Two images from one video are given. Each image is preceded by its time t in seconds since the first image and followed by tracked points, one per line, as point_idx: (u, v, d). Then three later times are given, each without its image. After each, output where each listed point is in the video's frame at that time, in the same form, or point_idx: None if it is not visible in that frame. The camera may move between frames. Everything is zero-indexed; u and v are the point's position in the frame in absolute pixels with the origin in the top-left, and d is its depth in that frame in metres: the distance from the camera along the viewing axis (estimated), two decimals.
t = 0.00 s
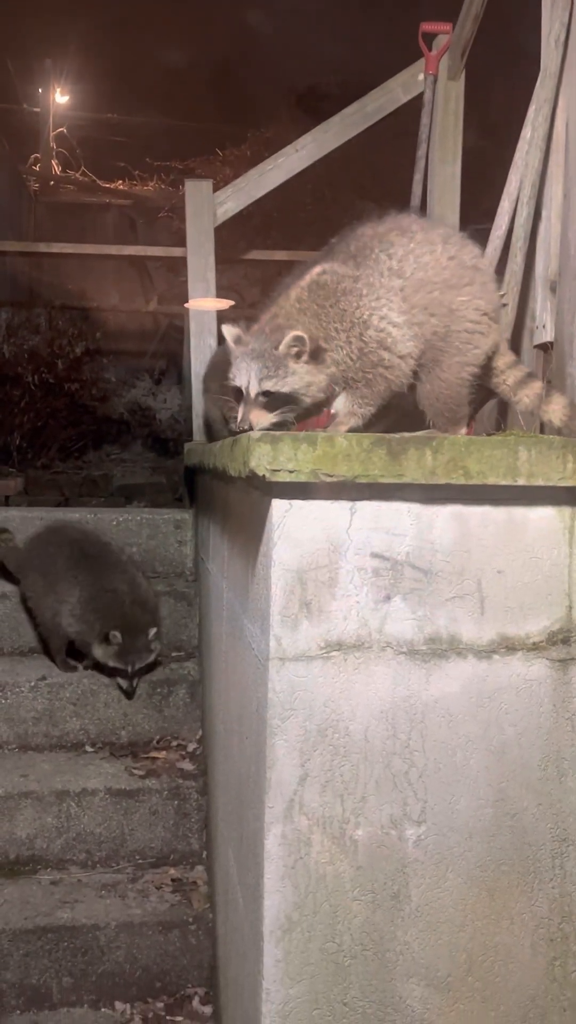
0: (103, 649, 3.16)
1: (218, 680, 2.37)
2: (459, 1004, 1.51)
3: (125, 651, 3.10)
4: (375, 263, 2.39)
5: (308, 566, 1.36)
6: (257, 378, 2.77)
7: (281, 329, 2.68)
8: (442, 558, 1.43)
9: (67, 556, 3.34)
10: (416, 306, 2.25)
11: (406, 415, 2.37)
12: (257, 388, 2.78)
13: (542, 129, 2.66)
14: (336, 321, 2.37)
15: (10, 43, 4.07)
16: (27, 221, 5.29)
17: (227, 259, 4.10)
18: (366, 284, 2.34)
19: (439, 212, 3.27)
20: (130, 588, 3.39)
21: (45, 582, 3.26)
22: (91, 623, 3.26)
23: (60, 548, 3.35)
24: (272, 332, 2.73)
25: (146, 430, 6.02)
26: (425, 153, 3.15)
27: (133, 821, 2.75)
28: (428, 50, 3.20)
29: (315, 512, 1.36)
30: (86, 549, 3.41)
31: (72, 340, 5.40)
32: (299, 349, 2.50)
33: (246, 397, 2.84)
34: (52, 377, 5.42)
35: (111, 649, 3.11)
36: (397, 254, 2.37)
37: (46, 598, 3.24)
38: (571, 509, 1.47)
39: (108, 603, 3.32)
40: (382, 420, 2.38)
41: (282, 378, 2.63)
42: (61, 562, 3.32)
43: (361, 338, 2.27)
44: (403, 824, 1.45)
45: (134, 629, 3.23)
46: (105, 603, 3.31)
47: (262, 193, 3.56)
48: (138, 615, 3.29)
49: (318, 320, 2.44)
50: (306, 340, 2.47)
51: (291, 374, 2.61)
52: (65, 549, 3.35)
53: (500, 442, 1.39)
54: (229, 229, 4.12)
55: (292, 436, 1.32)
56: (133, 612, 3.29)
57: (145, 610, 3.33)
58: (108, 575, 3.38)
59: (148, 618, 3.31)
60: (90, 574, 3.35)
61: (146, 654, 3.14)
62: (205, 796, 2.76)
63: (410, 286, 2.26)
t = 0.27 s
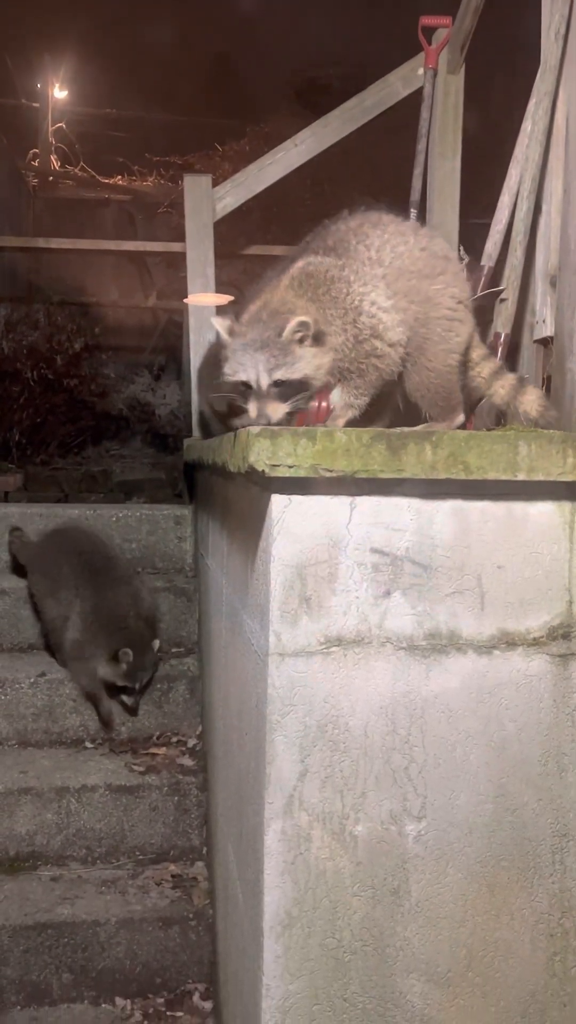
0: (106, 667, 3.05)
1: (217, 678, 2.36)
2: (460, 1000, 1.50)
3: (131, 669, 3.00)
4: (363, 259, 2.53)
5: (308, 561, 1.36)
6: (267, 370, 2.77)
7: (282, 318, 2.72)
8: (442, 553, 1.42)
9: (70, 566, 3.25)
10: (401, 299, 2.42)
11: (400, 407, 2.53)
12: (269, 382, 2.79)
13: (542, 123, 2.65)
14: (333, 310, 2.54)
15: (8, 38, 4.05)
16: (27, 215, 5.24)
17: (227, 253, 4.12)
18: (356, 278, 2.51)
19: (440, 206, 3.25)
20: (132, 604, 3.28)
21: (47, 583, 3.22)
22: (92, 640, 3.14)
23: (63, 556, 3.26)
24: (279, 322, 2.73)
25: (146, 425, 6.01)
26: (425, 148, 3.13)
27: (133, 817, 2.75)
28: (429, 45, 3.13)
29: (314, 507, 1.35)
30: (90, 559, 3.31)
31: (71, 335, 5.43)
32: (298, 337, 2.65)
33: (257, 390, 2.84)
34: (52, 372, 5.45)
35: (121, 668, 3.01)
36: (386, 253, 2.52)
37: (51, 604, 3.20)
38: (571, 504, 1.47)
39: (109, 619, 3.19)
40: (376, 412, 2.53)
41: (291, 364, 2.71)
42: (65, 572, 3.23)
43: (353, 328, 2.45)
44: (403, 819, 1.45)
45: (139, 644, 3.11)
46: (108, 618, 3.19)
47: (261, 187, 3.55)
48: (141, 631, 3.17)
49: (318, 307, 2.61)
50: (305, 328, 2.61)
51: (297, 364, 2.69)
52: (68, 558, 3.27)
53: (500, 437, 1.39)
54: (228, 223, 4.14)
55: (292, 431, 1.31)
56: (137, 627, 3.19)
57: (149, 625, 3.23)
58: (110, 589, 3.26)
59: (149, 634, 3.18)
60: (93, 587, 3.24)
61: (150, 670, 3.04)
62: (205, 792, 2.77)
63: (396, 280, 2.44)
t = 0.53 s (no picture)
0: (111, 689, 3.00)
1: (217, 676, 2.36)
2: (459, 996, 1.50)
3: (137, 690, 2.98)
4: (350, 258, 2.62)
5: (308, 558, 1.36)
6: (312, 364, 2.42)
7: (295, 317, 2.48)
8: (442, 549, 1.42)
9: (74, 584, 3.18)
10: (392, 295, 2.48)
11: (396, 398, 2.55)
12: (315, 376, 2.44)
13: (542, 118, 2.64)
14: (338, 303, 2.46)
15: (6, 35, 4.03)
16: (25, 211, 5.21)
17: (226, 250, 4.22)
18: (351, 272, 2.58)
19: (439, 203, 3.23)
20: (133, 622, 3.14)
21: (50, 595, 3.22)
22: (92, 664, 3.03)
23: (67, 572, 3.21)
24: (300, 321, 2.47)
25: (145, 423, 6.09)
26: (424, 144, 3.12)
27: (133, 814, 2.75)
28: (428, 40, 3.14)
29: (314, 504, 1.35)
30: (92, 577, 3.21)
31: (69, 331, 5.38)
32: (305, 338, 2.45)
33: (304, 389, 2.45)
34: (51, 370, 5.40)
35: (129, 692, 2.98)
36: (374, 247, 2.64)
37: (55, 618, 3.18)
38: (571, 501, 1.46)
39: (110, 640, 3.07)
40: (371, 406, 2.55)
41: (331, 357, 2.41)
42: (68, 591, 3.17)
43: (361, 319, 2.42)
44: (403, 816, 1.45)
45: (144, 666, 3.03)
46: (109, 640, 3.07)
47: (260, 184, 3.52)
48: (145, 651, 3.07)
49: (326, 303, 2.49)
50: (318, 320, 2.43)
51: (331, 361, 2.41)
52: (71, 575, 3.20)
53: (500, 433, 1.38)
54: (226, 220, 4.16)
55: (291, 428, 1.31)
56: (140, 650, 3.06)
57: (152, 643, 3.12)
58: (111, 608, 3.14)
59: (153, 655, 3.08)
60: (93, 606, 3.14)
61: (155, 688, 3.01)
62: (205, 789, 2.76)
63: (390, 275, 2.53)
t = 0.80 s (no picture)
0: (114, 704, 2.96)
1: (216, 674, 2.36)
2: (459, 993, 1.50)
3: (141, 704, 2.95)
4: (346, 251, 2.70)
5: (307, 555, 1.35)
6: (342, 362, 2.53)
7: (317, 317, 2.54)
8: (441, 546, 1.42)
9: (70, 598, 3.11)
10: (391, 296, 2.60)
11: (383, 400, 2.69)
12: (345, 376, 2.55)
13: (541, 114, 2.63)
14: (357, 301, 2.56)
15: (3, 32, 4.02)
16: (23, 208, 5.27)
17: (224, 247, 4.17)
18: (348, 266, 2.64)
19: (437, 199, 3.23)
20: (135, 633, 3.09)
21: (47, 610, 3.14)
22: (94, 680, 2.98)
23: (63, 586, 3.15)
24: (328, 321, 2.52)
25: (144, 419, 5.99)
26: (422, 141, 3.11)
27: (133, 812, 2.75)
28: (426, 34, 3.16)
29: (313, 502, 1.35)
30: (89, 590, 3.14)
31: (68, 329, 5.39)
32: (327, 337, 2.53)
33: (338, 388, 2.53)
34: (49, 368, 5.35)
35: (134, 707, 2.95)
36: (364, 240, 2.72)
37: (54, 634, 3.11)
38: (571, 497, 1.46)
39: (111, 656, 3.01)
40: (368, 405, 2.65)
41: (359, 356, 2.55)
42: (64, 607, 3.10)
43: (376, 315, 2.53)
44: (402, 813, 1.45)
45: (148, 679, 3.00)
46: (110, 656, 3.01)
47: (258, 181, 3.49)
48: (147, 663, 3.03)
49: (345, 301, 2.56)
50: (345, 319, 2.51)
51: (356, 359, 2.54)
52: (67, 588, 3.14)
53: (499, 430, 1.38)
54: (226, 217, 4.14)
55: (290, 424, 1.30)
56: (143, 662, 3.02)
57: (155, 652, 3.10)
58: (109, 622, 3.08)
59: (155, 665, 3.06)
60: (92, 622, 3.05)
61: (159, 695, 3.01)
62: (204, 787, 2.76)
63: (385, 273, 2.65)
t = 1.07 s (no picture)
0: (117, 708, 2.95)
1: (214, 673, 2.37)
2: (456, 992, 1.50)
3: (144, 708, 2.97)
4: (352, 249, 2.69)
5: (303, 555, 1.35)
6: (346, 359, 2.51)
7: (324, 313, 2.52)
8: (438, 545, 1.41)
9: (72, 600, 3.11)
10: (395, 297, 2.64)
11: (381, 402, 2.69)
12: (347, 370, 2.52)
13: (539, 112, 2.64)
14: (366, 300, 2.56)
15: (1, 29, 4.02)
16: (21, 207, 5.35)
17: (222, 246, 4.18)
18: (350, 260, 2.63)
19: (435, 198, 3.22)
20: (138, 637, 3.10)
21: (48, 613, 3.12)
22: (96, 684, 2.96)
23: (66, 588, 3.14)
24: (336, 316, 2.50)
25: (141, 418, 6.06)
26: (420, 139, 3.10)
27: (130, 810, 2.75)
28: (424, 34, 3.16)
29: (310, 501, 1.35)
30: (92, 593, 3.14)
31: (65, 327, 5.34)
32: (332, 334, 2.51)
33: (336, 382, 2.50)
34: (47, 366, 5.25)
35: (136, 710, 2.96)
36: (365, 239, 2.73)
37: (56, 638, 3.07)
38: (567, 497, 1.46)
39: (116, 660, 2.99)
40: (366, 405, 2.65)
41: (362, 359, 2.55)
42: (67, 610, 3.08)
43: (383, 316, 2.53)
44: (399, 812, 1.45)
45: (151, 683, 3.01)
46: (113, 660, 3.00)
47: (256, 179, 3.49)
48: (150, 667, 3.04)
49: (350, 299, 2.55)
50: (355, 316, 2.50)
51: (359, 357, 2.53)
52: (70, 591, 3.13)
53: (495, 429, 1.38)
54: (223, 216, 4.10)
55: (286, 423, 1.30)
56: (146, 667, 3.03)
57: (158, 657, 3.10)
58: (114, 626, 3.07)
59: (158, 670, 3.06)
60: (96, 625, 3.05)
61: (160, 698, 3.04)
62: (202, 785, 2.76)
63: (390, 275, 2.69)
